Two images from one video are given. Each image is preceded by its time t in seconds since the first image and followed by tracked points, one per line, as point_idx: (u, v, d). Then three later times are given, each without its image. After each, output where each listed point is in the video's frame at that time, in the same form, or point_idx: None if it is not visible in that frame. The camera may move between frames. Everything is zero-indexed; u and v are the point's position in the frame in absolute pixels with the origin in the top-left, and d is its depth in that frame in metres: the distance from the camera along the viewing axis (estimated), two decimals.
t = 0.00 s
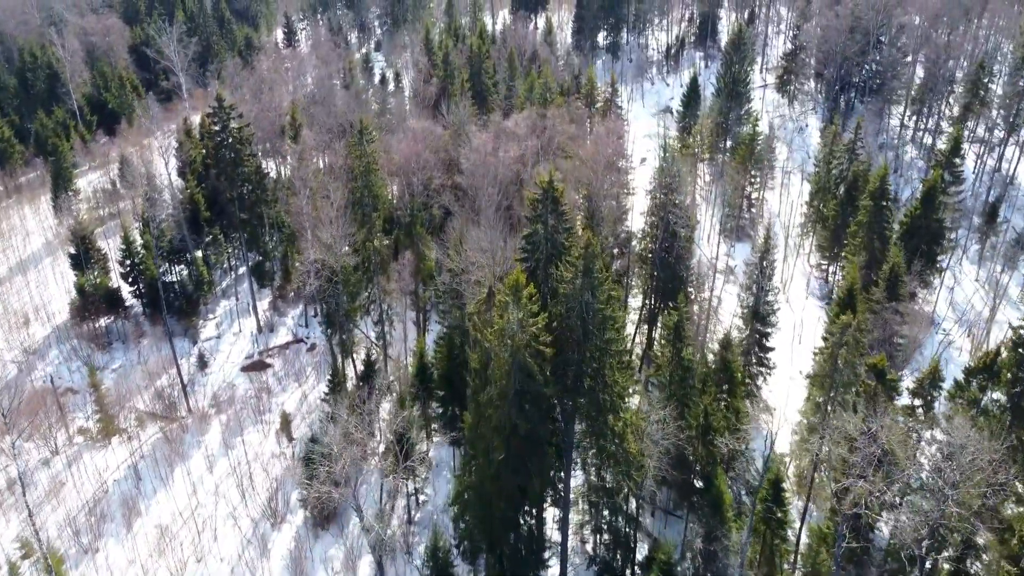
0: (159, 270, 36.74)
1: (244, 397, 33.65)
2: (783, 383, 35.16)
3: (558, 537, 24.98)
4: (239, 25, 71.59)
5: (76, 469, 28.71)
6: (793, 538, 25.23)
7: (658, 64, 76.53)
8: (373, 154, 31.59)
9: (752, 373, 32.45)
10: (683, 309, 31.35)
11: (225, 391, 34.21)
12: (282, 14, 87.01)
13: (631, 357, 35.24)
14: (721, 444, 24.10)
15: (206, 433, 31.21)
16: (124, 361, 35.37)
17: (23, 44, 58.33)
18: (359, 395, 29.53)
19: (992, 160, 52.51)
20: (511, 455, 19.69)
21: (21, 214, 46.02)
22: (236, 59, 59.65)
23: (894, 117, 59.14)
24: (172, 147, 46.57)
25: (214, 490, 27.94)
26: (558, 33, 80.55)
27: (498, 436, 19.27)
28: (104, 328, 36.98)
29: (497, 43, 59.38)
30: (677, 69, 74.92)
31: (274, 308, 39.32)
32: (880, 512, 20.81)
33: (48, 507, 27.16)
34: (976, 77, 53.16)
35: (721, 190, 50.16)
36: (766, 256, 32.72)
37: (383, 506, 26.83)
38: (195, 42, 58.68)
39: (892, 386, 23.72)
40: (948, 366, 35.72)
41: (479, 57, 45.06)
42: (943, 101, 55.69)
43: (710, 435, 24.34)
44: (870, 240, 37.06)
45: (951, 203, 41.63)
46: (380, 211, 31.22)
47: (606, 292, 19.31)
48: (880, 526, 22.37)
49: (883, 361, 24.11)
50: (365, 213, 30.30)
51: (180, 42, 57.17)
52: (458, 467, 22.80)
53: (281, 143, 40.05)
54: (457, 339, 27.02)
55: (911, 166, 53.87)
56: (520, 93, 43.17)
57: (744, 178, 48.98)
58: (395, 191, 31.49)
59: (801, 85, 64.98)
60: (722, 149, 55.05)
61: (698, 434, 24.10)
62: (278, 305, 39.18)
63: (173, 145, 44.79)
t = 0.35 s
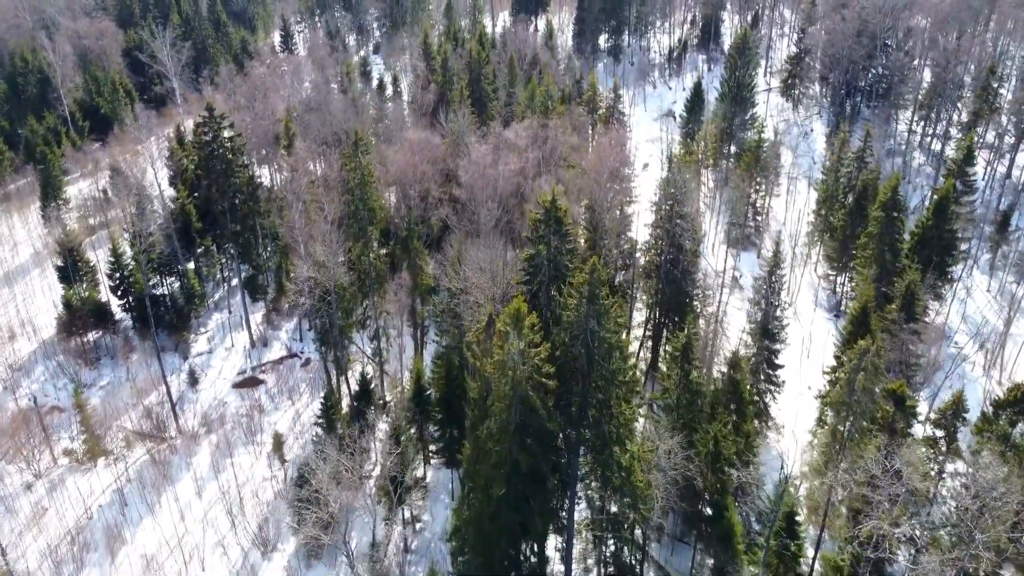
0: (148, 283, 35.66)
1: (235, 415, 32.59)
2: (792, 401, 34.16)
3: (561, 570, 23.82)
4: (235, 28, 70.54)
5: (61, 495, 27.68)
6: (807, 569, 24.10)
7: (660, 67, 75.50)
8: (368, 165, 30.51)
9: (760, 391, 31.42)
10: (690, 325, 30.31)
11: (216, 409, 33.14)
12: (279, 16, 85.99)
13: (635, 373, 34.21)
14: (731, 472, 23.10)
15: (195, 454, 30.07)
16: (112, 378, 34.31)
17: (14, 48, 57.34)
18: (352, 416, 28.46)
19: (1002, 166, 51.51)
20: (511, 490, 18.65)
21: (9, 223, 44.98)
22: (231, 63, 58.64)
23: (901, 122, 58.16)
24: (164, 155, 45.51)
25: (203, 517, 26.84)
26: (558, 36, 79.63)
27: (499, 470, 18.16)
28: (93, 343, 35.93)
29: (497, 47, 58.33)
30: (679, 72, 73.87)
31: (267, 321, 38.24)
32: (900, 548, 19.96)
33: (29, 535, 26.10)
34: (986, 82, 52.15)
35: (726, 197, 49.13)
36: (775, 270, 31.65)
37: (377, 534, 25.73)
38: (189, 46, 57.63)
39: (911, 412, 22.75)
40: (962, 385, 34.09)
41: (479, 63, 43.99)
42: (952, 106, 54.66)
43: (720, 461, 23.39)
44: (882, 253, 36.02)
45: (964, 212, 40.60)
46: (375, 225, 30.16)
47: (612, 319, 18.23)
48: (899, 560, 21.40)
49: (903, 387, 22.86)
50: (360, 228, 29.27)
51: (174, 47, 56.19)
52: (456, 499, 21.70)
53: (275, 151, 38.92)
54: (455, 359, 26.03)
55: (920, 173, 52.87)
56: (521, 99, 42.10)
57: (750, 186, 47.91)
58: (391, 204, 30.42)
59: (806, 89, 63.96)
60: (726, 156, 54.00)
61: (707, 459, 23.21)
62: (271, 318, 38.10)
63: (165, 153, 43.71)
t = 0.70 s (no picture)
0: (138, 296, 34.66)
1: (226, 433, 31.60)
2: (801, 417, 33.21)
3: None
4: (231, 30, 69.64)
5: (43, 519, 26.68)
6: None
7: (662, 69, 74.55)
8: (364, 175, 29.57)
9: (769, 409, 30.44)
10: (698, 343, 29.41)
11: (207, 427, 32.13)
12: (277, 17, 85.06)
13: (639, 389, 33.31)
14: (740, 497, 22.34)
15: (184, 475, 29.05)
16: (100, 394, 33.32)
17: (6, 51, 56.45)
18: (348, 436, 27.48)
19: (1012, 172, 50.58)
20: (511, 525, 17.64)
21: None
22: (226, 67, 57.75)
23: (908, 127, 57.26)
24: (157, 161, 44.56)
25: (191, 543, 25.83)
26: (558, 38, 78.76)
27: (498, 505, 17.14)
28: (81, 357, 34.94)
29: (497, 50, 57.40)
30: (681, 75, 72.93)
31: (261, 334, 37.20)
32: None
33: (10, 563, 25.20)
34: (995, 87, 51.23)
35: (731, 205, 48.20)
36: (784, 284, 30.72)
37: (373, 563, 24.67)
38: (183, 50, 56.71)
39: (930, 438, 21.80)
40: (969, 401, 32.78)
41: (479, 68, 43.01)
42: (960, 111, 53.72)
43: (729, 488, 22.55)
44: (893, 264, 35.06)
45: (976, 221, 39.67)
46: (371, 238, 29.18)
47: (618, 346, 17.32)
48: None
49: (922, 413, 21.86)
50: (355, 241, 28.28)
51: (168, 50, 55.29)
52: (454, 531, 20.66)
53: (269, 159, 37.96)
54: (454, 379, 25.07)
55: (927, 179, 51.97)
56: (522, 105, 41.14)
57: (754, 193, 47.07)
58: (387, 215, 29.43)
59: (810, 92, 63.02)
60: (729, 161, 53.10)
61: (715, 484, 22.50)
62: (265, 331, 37.06)
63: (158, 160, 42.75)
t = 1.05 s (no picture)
0: (125, 310, 33.56)
1: (216, 454, 30.49)
2: (811, 436, 32.20)
3: None
4: (227, 33, 68.57)
5: (23, 548, 25.63)
6: None
7: (664, 72, 73.49)
8: (358, 187, 28.45)
9: (779, 429, 29.45)
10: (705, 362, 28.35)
11: (196, 447, 31.02)
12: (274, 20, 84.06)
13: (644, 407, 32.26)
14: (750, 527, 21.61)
15: (171, 500, 27.96)
16: (86, 412, 32.24)
17: None
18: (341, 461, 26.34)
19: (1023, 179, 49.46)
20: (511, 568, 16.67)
21: None
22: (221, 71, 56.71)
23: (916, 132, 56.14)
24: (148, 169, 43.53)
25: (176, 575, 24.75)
26: (559, 41, 77.72)
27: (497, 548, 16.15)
28: (67, 374, 33.87)
29: (496, 54, 56.35)
30: (684, 78, 71.86)
31: (253, 348, 36.10)
32: None
33: None
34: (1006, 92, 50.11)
35: (736, 213, 47.09)
36: (794, 300, 29.62)
37: None
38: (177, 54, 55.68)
39: (953, 470, 20.71)
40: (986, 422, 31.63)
41: (478, 73, 41.93)
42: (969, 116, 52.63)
43: (739, 517, 21.83)
44: (906, 277, 33.93)
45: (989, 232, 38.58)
46: (365, 253, 28.10)
47: (626, 380, 16.24)
48: None
49: (945, 444, 20.81)
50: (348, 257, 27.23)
51: (160, 54, 54.28)
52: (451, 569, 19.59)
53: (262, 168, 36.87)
54: (451, 401, 23.98)
55: (936, 185, 50.89)
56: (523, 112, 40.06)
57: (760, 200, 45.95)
58: (382, 229, 28.34)
59: (815, 96, 61.97)
60: (734, 167, 52.03)
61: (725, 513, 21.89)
62: (258, 345, 35.92)
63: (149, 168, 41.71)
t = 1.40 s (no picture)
0: (114, 325, 32.59)
1: (207, 474, 29.49)
2: (822, 454, 31.40)
3: None
4: (223, 36, 67.55)
5: None
6: None
7: (666, 75, 72.58)
8: (353, 199, 27.49)
9: (788, 450, 28.68)
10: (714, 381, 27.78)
11: (186, 467, 30.00)
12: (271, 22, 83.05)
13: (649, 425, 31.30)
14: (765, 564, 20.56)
15: (159, 523, 26.95)
16: (73, 430, 31.25)
17: None
18: (335, 485, 25.32)
19: None
20: None
21: None
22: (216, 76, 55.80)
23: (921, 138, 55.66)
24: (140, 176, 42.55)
25: None
26: (559, 43, 76.86)
27: None
28: (53, 390, 32.87)
29: (496, 58, 55.34)
30: (686, 81, 70.96)
31: (246, 362, 35.08)
32: None
33: None
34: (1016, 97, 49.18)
35: (740, 220, 46.19)
36: (805, 316, 28.68)
37: None
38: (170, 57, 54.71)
39: (976, 501, 19.74)
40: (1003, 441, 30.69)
41: (477, 79, 40.93)
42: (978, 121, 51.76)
43: (753, 550, 20.78)
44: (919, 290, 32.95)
45: (1003, 241, 37.59)
46: (360, 267, 27.14)
47: (633, 417, 15.31)
48: None
49: (970, 473, 19.88)
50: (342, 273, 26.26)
51: (153, 59, 53.32)
52: None
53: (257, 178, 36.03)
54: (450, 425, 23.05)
55: (944, 191, 50.03)
56: (523, 118, 39.11)
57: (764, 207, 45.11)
58: (377, 242, 27.35)
59: (820, 99, 61.07)
60: (738, 173, 51.09)
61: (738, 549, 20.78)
62: (252, 359, 34.90)
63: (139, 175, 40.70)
